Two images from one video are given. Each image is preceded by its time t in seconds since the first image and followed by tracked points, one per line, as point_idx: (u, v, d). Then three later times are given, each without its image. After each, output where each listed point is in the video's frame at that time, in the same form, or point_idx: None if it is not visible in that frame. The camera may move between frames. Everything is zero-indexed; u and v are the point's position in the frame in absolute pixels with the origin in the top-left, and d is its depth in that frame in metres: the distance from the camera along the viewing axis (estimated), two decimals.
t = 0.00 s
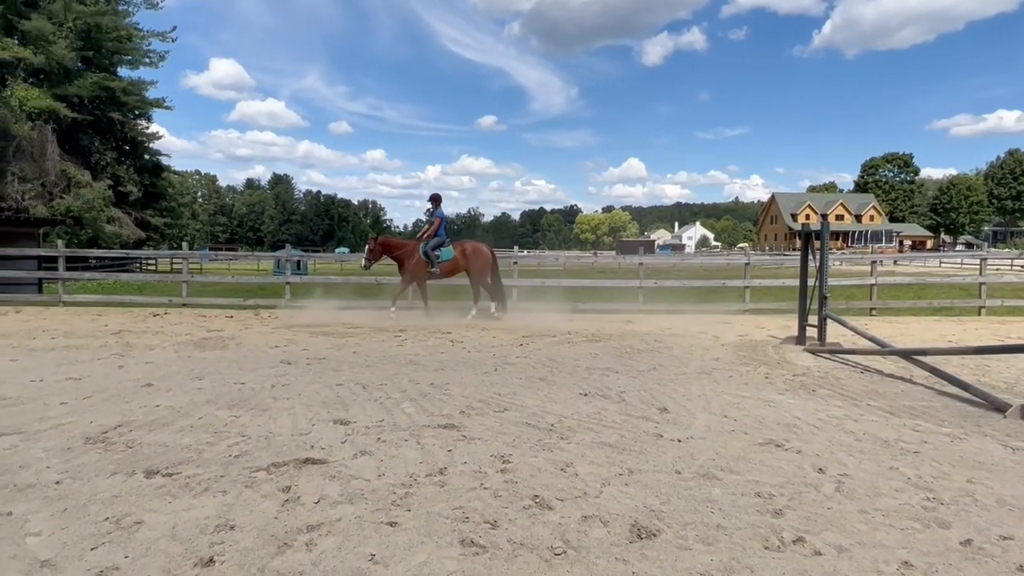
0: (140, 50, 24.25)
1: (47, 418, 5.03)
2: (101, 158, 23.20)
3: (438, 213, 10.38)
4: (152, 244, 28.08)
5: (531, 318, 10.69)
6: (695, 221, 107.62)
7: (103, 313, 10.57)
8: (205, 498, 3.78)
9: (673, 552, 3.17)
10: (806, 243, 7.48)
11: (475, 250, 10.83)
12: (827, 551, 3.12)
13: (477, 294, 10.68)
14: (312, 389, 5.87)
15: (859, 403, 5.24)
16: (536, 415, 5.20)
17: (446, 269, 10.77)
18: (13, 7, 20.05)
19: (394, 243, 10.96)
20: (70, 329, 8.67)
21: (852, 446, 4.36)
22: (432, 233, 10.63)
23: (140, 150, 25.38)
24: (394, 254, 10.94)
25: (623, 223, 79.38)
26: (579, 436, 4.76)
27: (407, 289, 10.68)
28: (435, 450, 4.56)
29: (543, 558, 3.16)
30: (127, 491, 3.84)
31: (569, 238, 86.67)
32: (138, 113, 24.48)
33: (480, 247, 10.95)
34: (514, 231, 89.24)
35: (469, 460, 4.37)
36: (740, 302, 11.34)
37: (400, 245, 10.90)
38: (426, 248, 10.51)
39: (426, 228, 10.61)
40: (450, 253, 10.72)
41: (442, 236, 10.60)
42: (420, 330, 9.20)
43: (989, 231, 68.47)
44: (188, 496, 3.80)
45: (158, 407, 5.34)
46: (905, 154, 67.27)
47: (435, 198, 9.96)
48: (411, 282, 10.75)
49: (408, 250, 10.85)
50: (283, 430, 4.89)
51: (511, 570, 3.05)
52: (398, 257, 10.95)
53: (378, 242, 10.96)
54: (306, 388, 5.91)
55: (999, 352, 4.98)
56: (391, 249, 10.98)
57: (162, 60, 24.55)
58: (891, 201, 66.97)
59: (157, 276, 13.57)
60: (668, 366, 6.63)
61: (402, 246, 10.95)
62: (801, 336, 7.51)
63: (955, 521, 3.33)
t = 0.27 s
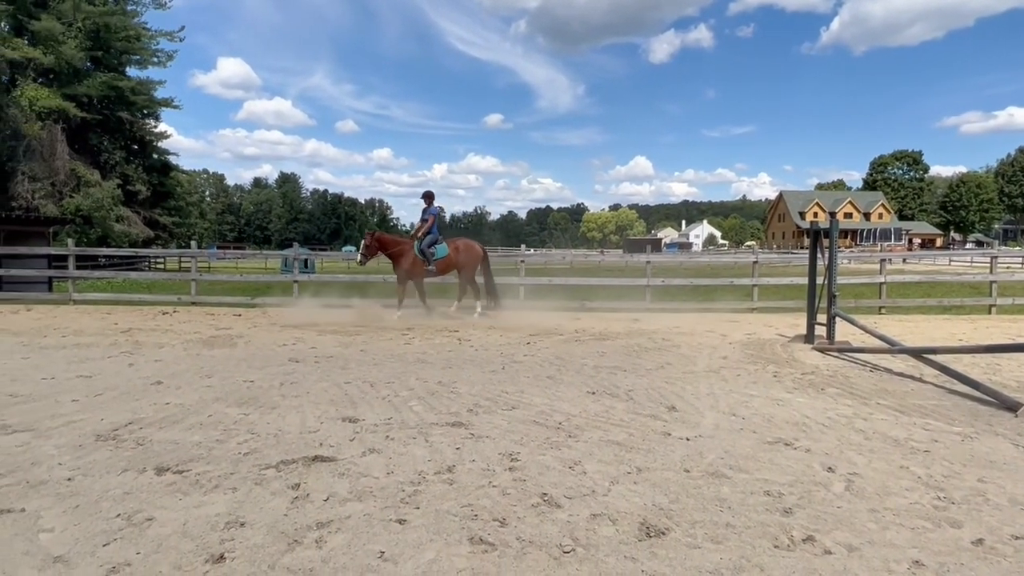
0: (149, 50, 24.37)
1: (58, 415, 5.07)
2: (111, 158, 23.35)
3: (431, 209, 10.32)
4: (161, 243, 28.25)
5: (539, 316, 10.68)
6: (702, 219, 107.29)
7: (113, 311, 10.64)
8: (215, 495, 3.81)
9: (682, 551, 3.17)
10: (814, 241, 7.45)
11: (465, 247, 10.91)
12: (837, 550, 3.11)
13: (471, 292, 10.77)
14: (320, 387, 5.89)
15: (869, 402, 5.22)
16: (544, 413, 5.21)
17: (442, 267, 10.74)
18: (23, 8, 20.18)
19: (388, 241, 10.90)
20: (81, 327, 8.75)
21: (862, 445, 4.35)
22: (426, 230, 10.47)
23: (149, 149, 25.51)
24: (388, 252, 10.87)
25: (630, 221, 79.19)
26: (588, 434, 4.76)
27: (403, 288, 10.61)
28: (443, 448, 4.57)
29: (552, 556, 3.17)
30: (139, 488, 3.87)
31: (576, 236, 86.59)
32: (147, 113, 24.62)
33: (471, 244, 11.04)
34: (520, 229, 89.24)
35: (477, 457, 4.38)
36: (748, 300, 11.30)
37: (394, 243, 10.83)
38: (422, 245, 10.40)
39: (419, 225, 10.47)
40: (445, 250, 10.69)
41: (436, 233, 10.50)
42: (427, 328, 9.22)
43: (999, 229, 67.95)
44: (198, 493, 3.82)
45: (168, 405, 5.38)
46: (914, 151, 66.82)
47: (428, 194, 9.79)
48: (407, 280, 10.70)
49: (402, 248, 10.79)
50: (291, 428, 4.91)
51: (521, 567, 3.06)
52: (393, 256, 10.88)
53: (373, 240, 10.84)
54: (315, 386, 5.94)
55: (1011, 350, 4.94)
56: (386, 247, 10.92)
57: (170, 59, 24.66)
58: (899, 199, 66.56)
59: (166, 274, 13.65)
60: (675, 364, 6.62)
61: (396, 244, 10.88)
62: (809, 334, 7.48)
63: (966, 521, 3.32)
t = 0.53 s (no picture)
0: (155, 50, 24.44)
1: (67, 413, 5.10)
2: (117, 157, 23.45)
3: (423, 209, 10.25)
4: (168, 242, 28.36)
5: (544, 315, 10.68)
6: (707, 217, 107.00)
7: (120, 310, 10.69)
8: (223, 493, 3.82)
9: (690, 550, 3.17)
10: (821, 239, 7.41)
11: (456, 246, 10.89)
12: (846, 549, 3.11)
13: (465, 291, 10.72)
14: (327, 386, 5.91)
15: (876, 400, 5.20)
16: (550, 412, 5.21)
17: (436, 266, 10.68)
18: (31, 8, 20.27)
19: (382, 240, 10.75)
20: (89, 326, 8.79)
21: (870, 444, 4.33)
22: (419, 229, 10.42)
23: (155, 148, 25.61)
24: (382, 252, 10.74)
25: (635, 219, 79.03)
26: (594, 433, 4.76)
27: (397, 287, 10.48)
28: (450, 446, 4.57)
29: (559, 554, 3.17)
30: (147, 486, 3.89)
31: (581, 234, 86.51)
32: (153, 112, 24.71)
33: (463, 244, 11.04)
34: (525, 228, 89.18)
35: (484, 456, 4.39)
36: (754, 298, 11.27)
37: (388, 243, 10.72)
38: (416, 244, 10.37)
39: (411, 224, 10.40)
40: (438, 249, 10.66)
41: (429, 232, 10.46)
42: (433, 326, 9.23)
43: (1007, 226, 67.51)
44: (206, 491, 3.84)
45: (176, 403, 5.40)
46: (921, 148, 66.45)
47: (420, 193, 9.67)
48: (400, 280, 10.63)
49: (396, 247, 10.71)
50: (299, 426, 4.93)
51: (529, 565, 3.06)
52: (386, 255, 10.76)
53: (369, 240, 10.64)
54: (321, 384, 5.96)
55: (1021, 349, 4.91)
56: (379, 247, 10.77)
57: (176, 59, 24.73)
58: (906, 196, 66.21)
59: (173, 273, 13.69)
60: (682, 362, 6.61)
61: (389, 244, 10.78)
62: (816, 333, 7.45)
63: (976, 520, 3.30)
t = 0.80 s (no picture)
0: (159, 49, 24.47)
1: (73, 412, 5.12)
2: (122, 156, 23.51)
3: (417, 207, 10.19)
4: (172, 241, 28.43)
5: (548, 314, 10.67)
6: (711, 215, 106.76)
7: (125, 309, 10.71)
8: (229, 492, 3.83)
9: (695, 549, 3.17)
10: (826, 238, 7.38)
11: (447, 244, 10.90)
12: (852, 548, 3.10)
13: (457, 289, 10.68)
14: (331, 385, 5.91)
15: (882, 399, 5.18)
16: (555, 411, 5.20)
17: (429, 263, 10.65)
18: (35, 8, 20.31)
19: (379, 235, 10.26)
20: (94, 325, 8.82)
21: (876, 443, 4.32)
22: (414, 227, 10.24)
23: (159, 148, 25.66)
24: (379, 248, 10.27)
25: (639, 218, 78.86)
26: (599, 431, 4.76)
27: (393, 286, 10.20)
28: (455, 445, 4.57)
29: (565, 553, 3.17)
30: (153, 485, 3.90)
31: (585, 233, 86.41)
32: (158, 112, 24.76)
33: (454, 242, 11.09)
34: (528, 226, 89.13)
35: (489, 455, 4.39)
36: (759, 296, 11.24)
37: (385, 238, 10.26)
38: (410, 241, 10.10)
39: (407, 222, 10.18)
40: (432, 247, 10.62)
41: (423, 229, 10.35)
42: (438, 325, 9.23)
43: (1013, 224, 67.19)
44: (212, 490, 3.85)
45: (181, 402, 5.41)
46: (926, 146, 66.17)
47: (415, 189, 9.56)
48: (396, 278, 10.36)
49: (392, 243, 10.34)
50: (303, 425, 4.93)
51: (534, 565, 3.06)
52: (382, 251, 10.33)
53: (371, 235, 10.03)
54: (326, 383, 5.97)
55: None
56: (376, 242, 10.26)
57: (180, 58, 24.76)
58: (911, 193, 65.96)
59: (177, 272, 13.70)
60: (686, 361, 6.60)
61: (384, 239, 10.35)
62: (821, 331, 7.43)
63: (983, 519, 3.29)
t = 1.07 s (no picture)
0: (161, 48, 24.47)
1: (76, 411, 5.12)
2: (124, 156, 23.55)
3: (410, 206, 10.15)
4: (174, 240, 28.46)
5: (551, 312, 10.66)
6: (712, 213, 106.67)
7: (128, 308, 10.73)
8: (232, 490, 3.84)
9: (698, 547, 3.17)
10: (829, 236, 7.38)
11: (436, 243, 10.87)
12: (855, 547, 3.10)
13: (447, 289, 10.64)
14: (334, 383, 5.92)
15: (885, 397, 5.18)
16: (558, 409, 5.21)
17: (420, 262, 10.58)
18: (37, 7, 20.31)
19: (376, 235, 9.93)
20: (97, 324, 8.83)
21: (879, 441, 4.32)
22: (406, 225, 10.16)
23: (161, 147, 25.67)
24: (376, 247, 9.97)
25: (641, 216, 78.76)
26: (601, 430, 4.76)
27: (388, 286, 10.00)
28: (457, 443, 4.58)
29: (568, 551, 3.17)
30: (156, 483, 3.91)
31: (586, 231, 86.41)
32: (159, 111, 24.78)
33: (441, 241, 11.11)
34: (530, 224, 89.10)
35: (491, 453, 4.39)
36: (761, 295, 11.22)
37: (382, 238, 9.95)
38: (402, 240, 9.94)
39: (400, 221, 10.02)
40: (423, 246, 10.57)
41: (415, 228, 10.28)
42: (440, 324, 9.24)
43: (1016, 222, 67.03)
44: (215, 488, 3.85)
45: (184, 401, 5.42)
46: (929, 143, 66.04)
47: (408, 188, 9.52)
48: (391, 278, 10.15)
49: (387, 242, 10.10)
50: (306, 423, 4.94)
51: (537, 563, 3.07)
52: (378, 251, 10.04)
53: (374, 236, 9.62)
54: (328, 382, 5.98)
55: None
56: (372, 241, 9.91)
57: (182, 57, 24.76)
58: (913, 191, 65.84)
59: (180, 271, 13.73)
60: (689, 359, 6.60)
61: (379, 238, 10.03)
62: (823, 329, 7.42)
63: (987, 517, 3.29)
